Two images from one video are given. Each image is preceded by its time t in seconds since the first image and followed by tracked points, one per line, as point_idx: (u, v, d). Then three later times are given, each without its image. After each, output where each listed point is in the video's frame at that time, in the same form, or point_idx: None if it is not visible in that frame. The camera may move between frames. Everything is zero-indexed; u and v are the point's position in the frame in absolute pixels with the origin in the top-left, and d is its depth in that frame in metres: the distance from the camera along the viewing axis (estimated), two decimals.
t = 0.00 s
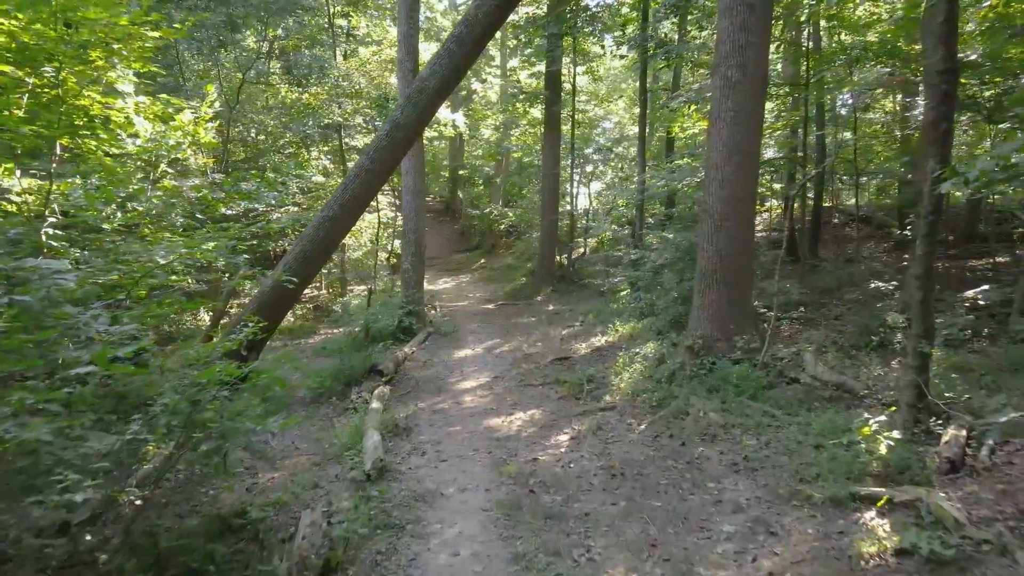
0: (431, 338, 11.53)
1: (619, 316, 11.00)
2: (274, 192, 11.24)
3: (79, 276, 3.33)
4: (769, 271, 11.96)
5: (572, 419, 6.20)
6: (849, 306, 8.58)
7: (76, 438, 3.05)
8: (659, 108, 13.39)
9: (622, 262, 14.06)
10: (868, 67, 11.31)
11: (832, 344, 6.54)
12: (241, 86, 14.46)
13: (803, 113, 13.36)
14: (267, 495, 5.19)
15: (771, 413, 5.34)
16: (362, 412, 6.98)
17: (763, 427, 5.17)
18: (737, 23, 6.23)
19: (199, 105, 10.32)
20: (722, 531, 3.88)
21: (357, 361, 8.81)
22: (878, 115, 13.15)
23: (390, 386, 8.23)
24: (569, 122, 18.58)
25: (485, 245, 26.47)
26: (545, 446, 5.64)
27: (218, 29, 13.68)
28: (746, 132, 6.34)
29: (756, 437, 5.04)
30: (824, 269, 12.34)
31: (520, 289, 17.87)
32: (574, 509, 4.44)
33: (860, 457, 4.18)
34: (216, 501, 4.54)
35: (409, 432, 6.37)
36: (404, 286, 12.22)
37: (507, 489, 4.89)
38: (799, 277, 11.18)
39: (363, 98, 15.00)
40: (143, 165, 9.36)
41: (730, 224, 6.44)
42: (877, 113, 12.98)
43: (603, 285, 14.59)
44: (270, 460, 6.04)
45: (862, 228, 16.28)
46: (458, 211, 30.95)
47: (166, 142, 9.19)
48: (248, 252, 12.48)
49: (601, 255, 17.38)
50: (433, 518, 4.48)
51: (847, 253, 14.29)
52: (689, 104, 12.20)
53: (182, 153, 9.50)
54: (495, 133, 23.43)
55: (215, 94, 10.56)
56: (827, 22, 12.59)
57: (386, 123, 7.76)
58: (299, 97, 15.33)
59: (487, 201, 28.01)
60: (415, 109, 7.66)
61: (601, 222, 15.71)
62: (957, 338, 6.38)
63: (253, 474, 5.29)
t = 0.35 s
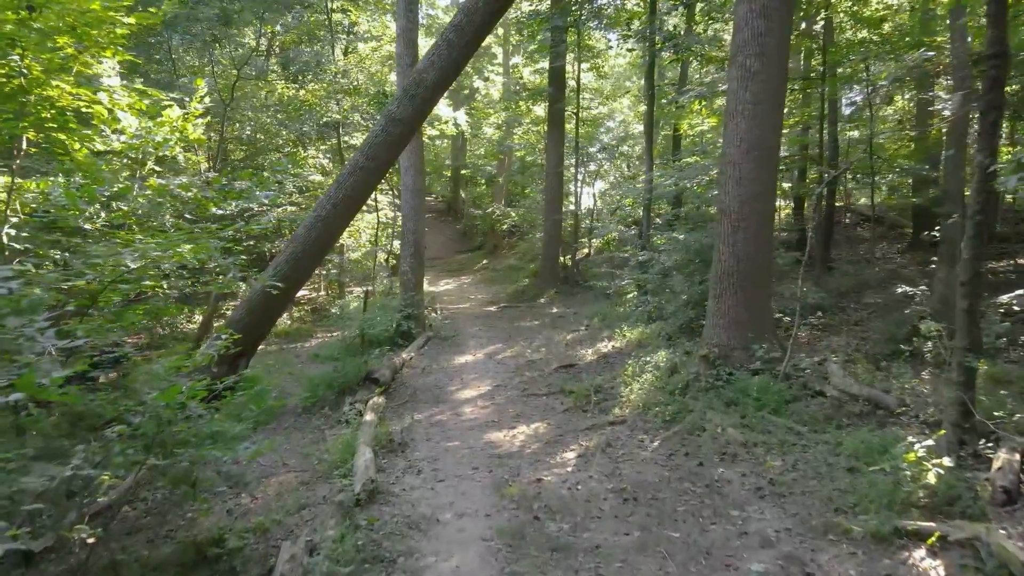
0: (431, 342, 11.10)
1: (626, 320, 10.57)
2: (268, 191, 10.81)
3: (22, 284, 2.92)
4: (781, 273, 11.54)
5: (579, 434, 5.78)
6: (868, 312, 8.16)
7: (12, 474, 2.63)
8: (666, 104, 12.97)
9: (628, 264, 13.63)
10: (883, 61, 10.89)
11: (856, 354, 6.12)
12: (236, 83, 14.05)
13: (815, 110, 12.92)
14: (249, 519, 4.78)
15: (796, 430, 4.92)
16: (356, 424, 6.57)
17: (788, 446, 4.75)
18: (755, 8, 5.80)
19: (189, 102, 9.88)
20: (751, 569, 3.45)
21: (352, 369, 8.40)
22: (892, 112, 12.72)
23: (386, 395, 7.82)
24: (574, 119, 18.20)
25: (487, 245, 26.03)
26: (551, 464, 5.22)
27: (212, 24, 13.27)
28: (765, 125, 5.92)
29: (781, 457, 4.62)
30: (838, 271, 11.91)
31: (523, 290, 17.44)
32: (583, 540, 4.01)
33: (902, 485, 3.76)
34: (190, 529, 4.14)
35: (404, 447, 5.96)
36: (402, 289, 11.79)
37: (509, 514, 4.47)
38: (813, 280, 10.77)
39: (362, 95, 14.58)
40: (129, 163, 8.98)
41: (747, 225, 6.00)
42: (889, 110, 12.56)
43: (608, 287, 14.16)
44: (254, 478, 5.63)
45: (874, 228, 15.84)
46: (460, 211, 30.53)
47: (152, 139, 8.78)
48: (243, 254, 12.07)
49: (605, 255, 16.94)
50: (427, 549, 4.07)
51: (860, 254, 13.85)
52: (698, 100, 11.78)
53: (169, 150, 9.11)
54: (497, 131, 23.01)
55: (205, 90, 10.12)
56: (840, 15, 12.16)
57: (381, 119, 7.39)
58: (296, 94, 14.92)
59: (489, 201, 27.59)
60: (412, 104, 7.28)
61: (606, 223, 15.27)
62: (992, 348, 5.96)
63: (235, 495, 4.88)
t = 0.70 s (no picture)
0: (430, 347, 10.68)
1: (633, 324, 10.14)
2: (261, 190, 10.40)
3: None
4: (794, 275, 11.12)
5: (586, 451, 5.37)
6: (891, 317, 7.73)
7: None
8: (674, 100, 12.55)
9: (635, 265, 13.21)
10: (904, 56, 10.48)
11: (886, 364, 5.69)
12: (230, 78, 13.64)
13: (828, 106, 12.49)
14: (227, 547, 4.37)
15: (825, 450, 4.50)
16: (348, 438, 6.16)
17: (818, 468, 4.33)
18: None
19: (177, 96, 9.46)
20: None
21: (346, 376, 7.99)
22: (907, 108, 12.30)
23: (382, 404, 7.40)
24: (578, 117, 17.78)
25: (488, 245, 25.63)
26: (556, 486, 4.80)
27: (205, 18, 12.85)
28: (787, 118, 5.47)
29: (811, 482, 4.20)
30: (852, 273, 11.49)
31: (526, 292, 17.02)
32: None
33: (952, 521, 3.34)
34: (159, 561, 3.73)
35: (399, 463, 5.54)
36: (401, 291, 11.37)
37: (510, 545, 4.04)
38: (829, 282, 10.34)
39: (360, 91, 14.15)
40: (113, 160, 8.57)
41: (768, 226, 5.57)
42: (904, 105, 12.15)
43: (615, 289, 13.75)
44: (237, 498, 5.23)
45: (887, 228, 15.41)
46: (462, 210, 30.14)
47: (137, 134, 8.37)
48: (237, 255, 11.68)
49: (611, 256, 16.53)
50: None
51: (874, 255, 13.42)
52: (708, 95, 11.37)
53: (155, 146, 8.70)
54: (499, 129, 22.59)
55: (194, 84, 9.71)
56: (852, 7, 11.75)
57: (376, 113, 6.99)
58: (293, 90, 14.51)
59: (492, 200, 27.18)
60: (408, 98, 6.89)
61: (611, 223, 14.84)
62: None
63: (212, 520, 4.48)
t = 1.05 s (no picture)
0: (429, 352, 10.25)
1: (640, 329, 9.71)
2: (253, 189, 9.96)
3: None
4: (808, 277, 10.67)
5: (595, 470, 4.94)
6: (918, 323, 7.28)
7: None
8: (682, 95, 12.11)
9: (642, 266, 12.78)
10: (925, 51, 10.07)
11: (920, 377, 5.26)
12: (224, 73, 13.21)
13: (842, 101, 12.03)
14: None
15: (862, 475, 4.06)
16: (338, 454, 5.73)
17: (855, 494, 3.89)
18: None
19: (163, 89, 9.01)
20: None
21: (339, 386, 7.58)
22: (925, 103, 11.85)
23: (375, 416, 6.99)
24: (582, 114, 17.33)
25: (490, 246, 25.20)
26: (562, 511, 4.37)
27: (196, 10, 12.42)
28: (813, 108, 5.03)
29: (847, 511, 3.76)
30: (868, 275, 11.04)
31: (528, 293, 16.59)
32: None
33: (1021, 565, 2.90)
34: None
35: (391, 483, 5.12)
36: (398, 294, 10.94)
37: None
38: (846, 285, 9.89)
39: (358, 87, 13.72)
40: (94, 156, 8.17)
41: (792, 226, 5.13)
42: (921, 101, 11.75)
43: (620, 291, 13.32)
44: (215, 521, 4.80)
45: (900, 229, 14.96)
46: (464, 210, 29.69)
47: (119, 129, 7.94)
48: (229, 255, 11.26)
49: (616, 256, 16.09)
50: None
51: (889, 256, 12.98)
52: (719, 89, 10.93)
53: (139, 142, 8.28)
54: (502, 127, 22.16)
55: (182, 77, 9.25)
56: None
57: (369, 107, 6.58)
58: (289, 86, 14.09)
59: (494, 200, 26.74)
60: (403, 91, 6.47)
61: (617, 223, 14.41)
62: None
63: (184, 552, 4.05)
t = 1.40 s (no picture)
0: (428, 357, 9.82)
1: (649, 334, 9.27)
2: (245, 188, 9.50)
3: None
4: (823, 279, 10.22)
5: (606, 494, 4.51)
6: (947, 330, 6.84)
7: None
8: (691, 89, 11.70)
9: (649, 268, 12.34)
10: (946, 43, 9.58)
11: (960, 393, 4.81)
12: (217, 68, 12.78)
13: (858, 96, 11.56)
14: None
15: (906, 505, 3.63)
16: (327, 472, 5.30)
17: (900, 528, 3.45)
18: None
19: (147, 85, 8.56)
20: None
21: (331, 395, 7.15)
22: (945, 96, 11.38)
23: (369, 429, 6.56)
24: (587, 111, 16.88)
25: (492, 246, 24.76)
26: (570, 543, 3.94)
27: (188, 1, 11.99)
28: (844, 97, 4.59)
29: (893, 549, 3.33)
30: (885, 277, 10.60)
31: (532, 295, 16.15)
32: None
33: None
34: None
35: (383, 508, 4.69)
36: (397, 296, 10.50)
37: None
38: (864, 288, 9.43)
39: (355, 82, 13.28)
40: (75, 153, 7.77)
41: (821, 226, 4.69)
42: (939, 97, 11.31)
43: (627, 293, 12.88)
44: (189, 550, 4.38)
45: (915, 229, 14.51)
46: (466, 209, 29.22)
47: (100, 123, 7.50)
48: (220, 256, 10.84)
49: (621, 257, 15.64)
50: None
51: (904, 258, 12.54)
52: (730, 83, 10.51)
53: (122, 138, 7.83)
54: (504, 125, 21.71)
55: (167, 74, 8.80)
56: None
57: (361, 99, 6.15)
58: (285, 81, 13.66)
59: (496, 199, 26.29)
60: (397, 81, 6.04)
61: (623, 223, 13.96)
62: None
63: None
